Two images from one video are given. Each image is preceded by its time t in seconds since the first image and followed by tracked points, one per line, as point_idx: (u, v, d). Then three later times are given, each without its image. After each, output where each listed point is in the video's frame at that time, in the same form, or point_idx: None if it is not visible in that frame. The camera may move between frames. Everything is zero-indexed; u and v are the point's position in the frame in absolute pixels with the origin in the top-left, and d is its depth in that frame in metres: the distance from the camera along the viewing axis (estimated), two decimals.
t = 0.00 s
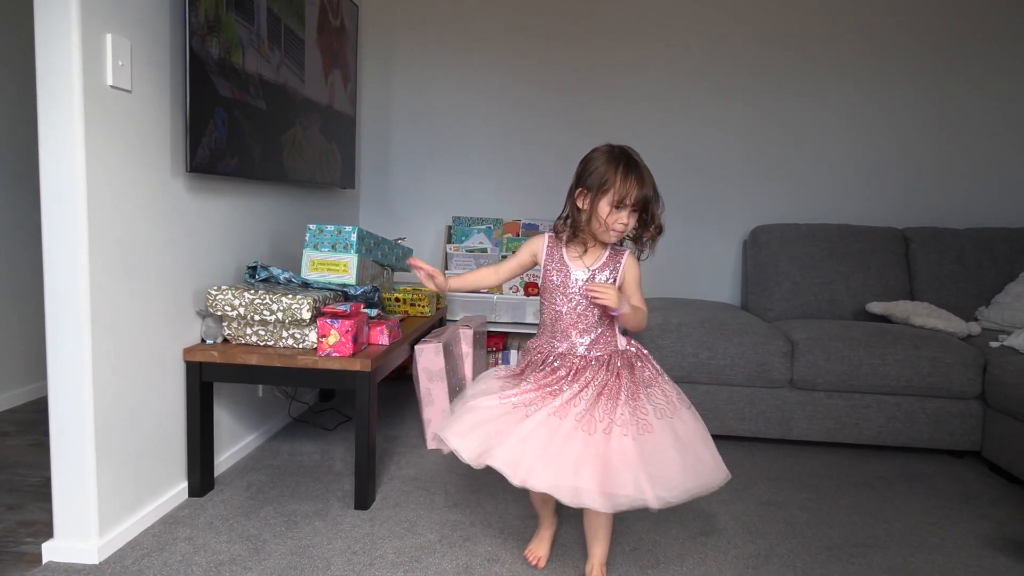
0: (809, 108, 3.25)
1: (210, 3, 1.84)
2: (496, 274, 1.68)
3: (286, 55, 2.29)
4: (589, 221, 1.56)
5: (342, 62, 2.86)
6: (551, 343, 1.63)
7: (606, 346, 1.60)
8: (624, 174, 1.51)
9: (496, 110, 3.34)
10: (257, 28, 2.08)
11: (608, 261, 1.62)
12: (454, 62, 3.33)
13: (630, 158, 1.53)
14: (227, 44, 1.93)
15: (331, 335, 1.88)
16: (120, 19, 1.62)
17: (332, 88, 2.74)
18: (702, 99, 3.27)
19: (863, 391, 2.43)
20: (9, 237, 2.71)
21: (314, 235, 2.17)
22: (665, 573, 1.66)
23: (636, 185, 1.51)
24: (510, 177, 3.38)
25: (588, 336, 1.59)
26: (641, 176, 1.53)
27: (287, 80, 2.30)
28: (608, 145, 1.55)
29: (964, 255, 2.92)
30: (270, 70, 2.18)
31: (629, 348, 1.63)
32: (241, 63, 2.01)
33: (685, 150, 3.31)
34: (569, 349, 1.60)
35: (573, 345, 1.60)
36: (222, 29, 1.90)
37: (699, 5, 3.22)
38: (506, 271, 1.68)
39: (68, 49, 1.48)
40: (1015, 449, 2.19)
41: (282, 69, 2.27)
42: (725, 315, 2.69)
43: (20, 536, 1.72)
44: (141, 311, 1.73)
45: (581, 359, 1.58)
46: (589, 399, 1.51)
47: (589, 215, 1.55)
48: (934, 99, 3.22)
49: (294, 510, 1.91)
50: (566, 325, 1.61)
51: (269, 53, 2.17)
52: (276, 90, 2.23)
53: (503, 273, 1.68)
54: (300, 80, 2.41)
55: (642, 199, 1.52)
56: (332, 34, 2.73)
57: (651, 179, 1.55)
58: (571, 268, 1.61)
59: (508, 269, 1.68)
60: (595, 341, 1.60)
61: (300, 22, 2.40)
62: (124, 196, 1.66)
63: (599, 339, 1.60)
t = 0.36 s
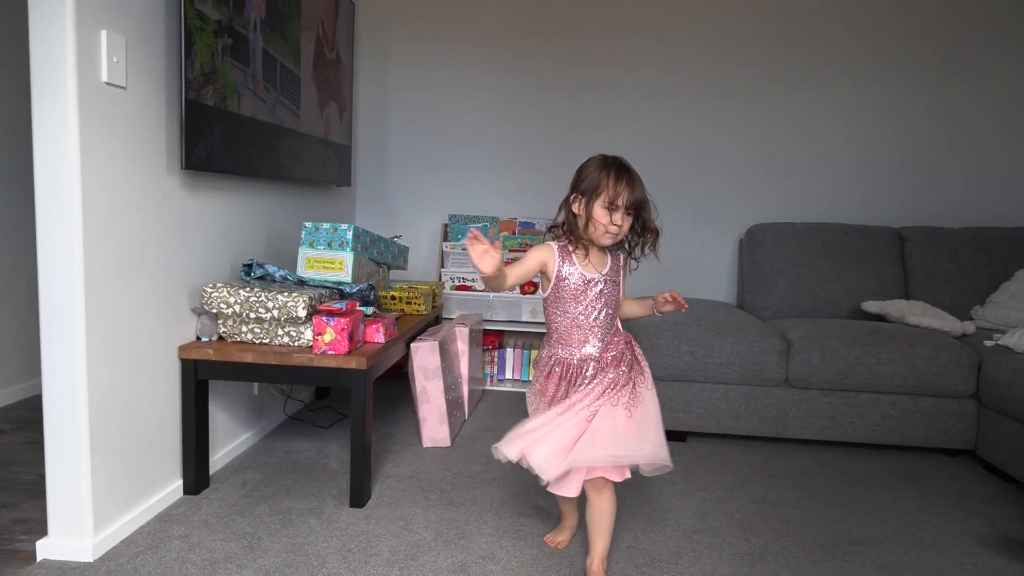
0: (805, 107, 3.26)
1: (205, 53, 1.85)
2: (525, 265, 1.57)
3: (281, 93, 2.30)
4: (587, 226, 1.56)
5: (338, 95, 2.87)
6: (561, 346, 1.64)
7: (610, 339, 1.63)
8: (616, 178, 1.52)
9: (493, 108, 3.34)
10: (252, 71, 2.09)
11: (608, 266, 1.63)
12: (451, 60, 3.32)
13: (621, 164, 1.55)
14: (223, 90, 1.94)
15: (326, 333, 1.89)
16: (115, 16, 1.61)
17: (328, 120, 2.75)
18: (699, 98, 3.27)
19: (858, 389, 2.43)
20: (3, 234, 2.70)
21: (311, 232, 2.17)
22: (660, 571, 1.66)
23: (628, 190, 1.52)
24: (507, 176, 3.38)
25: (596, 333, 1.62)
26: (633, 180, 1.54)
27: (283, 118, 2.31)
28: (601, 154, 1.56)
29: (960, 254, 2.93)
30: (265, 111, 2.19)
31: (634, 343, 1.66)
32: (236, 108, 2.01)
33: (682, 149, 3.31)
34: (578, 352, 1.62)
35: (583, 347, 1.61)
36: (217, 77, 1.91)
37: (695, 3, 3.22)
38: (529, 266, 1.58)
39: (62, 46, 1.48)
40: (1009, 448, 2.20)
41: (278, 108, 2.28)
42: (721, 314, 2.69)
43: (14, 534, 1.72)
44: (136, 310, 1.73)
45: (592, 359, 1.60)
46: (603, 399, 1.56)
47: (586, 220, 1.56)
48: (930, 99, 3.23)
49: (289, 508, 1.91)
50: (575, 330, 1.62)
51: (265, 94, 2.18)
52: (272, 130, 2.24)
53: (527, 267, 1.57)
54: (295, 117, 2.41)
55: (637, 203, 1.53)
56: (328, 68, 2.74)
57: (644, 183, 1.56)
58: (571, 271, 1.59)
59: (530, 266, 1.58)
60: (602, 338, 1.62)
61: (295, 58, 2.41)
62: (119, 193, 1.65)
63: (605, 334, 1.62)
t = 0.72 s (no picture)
0: (801, 106, 3.26)
1: (201, 91, 1.86)
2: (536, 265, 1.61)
3: (277, 122, 2.31)
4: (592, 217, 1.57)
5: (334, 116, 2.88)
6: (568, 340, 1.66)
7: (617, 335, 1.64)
8: (614, 165, 1.51)
9: (489, 106, 3.34)
10: (248, 103, 2.11)
11: (620, 256, 1.63)
12: (448, 58, 3.32)
13: (618, 150, 1.54)
14: (219, 126, 1.96)
15: (322, 331, 1.89)
16: (110, 13, 1.61)
17: (323, 144, 2.76)
18: (696, 96, 3.27)
19: (854, 387, 2.44)
20: None
21: (306, 230, 2.17)
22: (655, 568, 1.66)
23: (626, 175, 1.51)
24: (503, 174, 3.38)
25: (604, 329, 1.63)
26: (631, 165, 1.53)
27: (278, 147, 2.33)
28: (599, 148, 1.55)
29: (955, 251, 2.94)
30: (261, 143, 2.20)
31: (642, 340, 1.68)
32: (233, 143, 2.03)
33: (678, 147, 3.31)
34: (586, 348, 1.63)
35: (591, 343, 1.63)
36: (213, 112, 1.92)
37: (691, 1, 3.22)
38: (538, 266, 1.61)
39: (57, 44, 1.48)
40: (1004, 445, 2.21)
41: (273, 137, 2.29)
42: (717, 312, 2.70)
43: (10, 533, 1.72)
44: (131, 309, 1.73)
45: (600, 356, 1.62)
46: (608, 399, 1.58)
47: (591, 211, 1.56)
48: (926, 97, 3.24)
49: (285, 506, 1.91)
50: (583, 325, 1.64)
51: (260, 124, 2.19)
52: (267, 159, 2.25)
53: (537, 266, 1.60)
54: (291, 143, 2.43)
55: (638, 187, 1.52)
56: (324, 91, 2.74)
57: (643, 166, 1.55)
58: (582, 264, 1.60)
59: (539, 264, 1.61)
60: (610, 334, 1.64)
61: (291, 84, 2.41)
62: (115, 191, 1.65)
63: (612, 330, 1.64)
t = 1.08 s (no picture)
0: (799, 105, 3.26)
1: (199, 113, 1.88)
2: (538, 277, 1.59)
3: (275, 139, 2.32)
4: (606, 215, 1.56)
5: (332, 128, 2.88)
6: (589, 347, 1.62)
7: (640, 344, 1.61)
8: (621, 162, 1.50)
9: (488, 106, 3.34)
10: (246, 122, 2.11)
11: (640, 255, 1.60)
12: (446, 58, 3.32)
13: (625, 145, 1.53)
14: (216, 147, 1.97)
15: (320, 329, 1.89)
16: (108, 12, 1.61)
17: (321, 158, 2.76)
18: (694, 95, 3.28)
19: (851, 386, 2.44)
20: None
21: (304, 229, 2.17)
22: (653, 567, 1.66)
23: (633, 171, 1.49)
24: (502, 173, 3.38)
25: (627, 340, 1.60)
26: (641, 159, 1.51)
27: (275, 163, 2.34)
28: (610, 145, 1.55)
29: (952, 250, 2.94)
30: (258, 160, 2.21)
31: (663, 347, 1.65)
32: (230, 162, 2.04)
33: (676, 147, 3.31)
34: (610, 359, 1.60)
35: (615, 352, 1.60)
36: (211, 134, 1.94)
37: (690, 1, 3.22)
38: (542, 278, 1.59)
39: (55, 43, 1.47)
40: (1001, 444, 2.21)
41: (271, 153, 2.30)
42: (715, 311, 2.70)
43: (6, 531, 1.72)
44: (129, 308, 1.73)
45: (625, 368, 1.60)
46: (638, 417, 1.57)
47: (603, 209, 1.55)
48: (924, 97, 3.24)
49: (282, 504, 1.91)
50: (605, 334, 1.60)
51: (258, 141, 2.20)
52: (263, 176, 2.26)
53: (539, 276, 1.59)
54: (289, 159, 2.44)
55: (648, 181, 1.50)
56: (322, 105, 2.75)
57: (654, 160, 1.53)
58: (600, 265, 1.59)
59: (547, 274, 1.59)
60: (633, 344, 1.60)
61: (289, 101, 2.41)
62: (112, 190, 1.65)
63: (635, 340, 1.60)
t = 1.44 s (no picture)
0: (795, 103, 3.27)
1: (195, 113, 1.87)
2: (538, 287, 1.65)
3: (270, 139, 2.31)
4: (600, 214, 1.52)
5: (329, 130, 2.88)
6: (594, 353, 1.56)
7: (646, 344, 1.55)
8: (613, 157, 1.45)
9: (484, 105, 3.34)
10: (242, 122, 2.11)
11: (637, 254, 1.54)
12: (442, 57, 3.32)
13: (620, 140, 1.48)
14: (212, 147, 1.96)
15: (317, 329, 1.88)
16: (102, 12, 1.61)
17: (317, 159, 2.76)
18: (690, 93, 3.28)
19: (849, 382, 2.44)
20: None
21: (300, 228, 2.16)
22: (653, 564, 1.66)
23: (622, 167, 1.44)
24: (498, 172, 3.38)
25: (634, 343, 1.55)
26: (633, 154, 1.45)
27: (272, 164, 2.33)
28: (605, 140, 1.51)
29: (948, 246, 2.95)
30: (254, 160, 2.21)
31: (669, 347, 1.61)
32: (226, 162, 2.04)
33: (672, 145, 3.32)
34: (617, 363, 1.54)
35: (623, 358, 1.54)
36: (207, 135, 1.93)
37: None
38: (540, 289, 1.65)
39: (49, 44, 1.47)
40: (998, 439, 2.21)
41: (267, 154, 2.29)
42: (712, 308, 2.70)
43: (3, 533, 1.71)
44: (125, 308, 1.72)
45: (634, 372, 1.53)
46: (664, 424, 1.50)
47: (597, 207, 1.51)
48: (919, 93, 3.25)
49: (280, 504, 1.91)
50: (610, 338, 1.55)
51: (254, 142, 2.19)
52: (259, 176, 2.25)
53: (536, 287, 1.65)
54: (285, 160, 2.43)
55: (639, 177, 1.44)
56: (318, 105, 2.74)
57: (649, 155, 1.46)
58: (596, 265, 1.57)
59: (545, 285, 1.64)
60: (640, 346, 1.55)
61: (285, 101, 2.41)
62: (108, 191, 1.64)
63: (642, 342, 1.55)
